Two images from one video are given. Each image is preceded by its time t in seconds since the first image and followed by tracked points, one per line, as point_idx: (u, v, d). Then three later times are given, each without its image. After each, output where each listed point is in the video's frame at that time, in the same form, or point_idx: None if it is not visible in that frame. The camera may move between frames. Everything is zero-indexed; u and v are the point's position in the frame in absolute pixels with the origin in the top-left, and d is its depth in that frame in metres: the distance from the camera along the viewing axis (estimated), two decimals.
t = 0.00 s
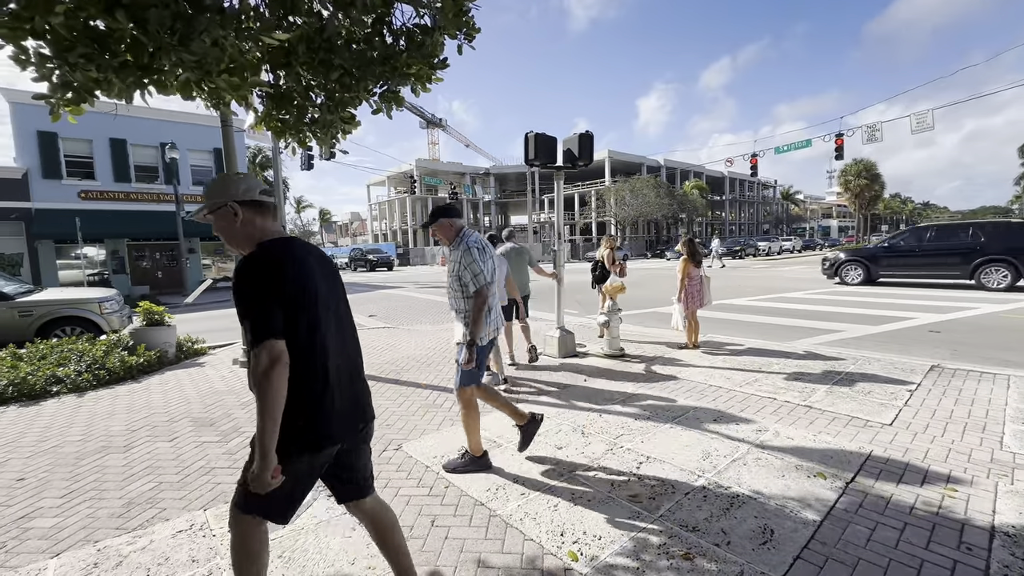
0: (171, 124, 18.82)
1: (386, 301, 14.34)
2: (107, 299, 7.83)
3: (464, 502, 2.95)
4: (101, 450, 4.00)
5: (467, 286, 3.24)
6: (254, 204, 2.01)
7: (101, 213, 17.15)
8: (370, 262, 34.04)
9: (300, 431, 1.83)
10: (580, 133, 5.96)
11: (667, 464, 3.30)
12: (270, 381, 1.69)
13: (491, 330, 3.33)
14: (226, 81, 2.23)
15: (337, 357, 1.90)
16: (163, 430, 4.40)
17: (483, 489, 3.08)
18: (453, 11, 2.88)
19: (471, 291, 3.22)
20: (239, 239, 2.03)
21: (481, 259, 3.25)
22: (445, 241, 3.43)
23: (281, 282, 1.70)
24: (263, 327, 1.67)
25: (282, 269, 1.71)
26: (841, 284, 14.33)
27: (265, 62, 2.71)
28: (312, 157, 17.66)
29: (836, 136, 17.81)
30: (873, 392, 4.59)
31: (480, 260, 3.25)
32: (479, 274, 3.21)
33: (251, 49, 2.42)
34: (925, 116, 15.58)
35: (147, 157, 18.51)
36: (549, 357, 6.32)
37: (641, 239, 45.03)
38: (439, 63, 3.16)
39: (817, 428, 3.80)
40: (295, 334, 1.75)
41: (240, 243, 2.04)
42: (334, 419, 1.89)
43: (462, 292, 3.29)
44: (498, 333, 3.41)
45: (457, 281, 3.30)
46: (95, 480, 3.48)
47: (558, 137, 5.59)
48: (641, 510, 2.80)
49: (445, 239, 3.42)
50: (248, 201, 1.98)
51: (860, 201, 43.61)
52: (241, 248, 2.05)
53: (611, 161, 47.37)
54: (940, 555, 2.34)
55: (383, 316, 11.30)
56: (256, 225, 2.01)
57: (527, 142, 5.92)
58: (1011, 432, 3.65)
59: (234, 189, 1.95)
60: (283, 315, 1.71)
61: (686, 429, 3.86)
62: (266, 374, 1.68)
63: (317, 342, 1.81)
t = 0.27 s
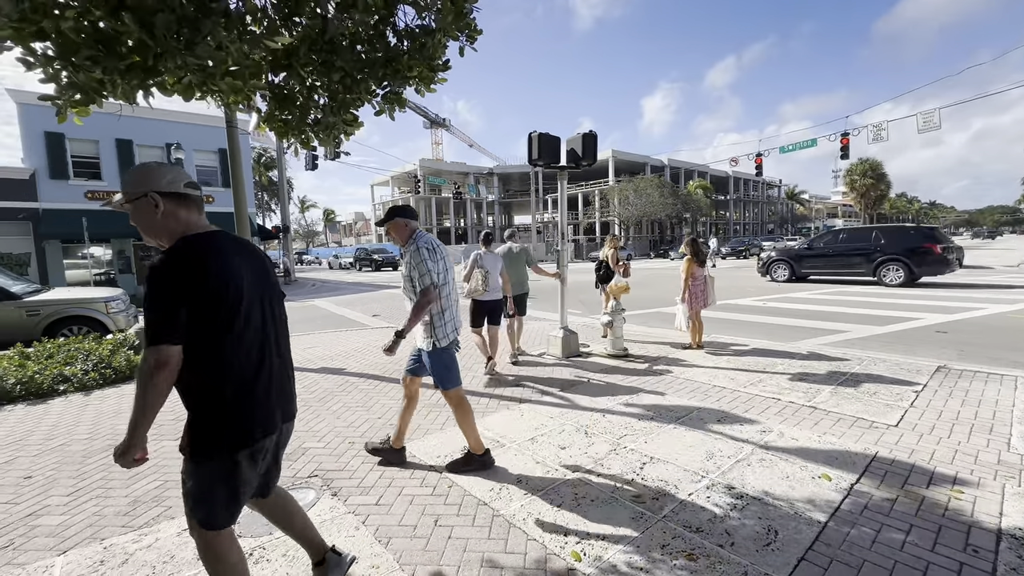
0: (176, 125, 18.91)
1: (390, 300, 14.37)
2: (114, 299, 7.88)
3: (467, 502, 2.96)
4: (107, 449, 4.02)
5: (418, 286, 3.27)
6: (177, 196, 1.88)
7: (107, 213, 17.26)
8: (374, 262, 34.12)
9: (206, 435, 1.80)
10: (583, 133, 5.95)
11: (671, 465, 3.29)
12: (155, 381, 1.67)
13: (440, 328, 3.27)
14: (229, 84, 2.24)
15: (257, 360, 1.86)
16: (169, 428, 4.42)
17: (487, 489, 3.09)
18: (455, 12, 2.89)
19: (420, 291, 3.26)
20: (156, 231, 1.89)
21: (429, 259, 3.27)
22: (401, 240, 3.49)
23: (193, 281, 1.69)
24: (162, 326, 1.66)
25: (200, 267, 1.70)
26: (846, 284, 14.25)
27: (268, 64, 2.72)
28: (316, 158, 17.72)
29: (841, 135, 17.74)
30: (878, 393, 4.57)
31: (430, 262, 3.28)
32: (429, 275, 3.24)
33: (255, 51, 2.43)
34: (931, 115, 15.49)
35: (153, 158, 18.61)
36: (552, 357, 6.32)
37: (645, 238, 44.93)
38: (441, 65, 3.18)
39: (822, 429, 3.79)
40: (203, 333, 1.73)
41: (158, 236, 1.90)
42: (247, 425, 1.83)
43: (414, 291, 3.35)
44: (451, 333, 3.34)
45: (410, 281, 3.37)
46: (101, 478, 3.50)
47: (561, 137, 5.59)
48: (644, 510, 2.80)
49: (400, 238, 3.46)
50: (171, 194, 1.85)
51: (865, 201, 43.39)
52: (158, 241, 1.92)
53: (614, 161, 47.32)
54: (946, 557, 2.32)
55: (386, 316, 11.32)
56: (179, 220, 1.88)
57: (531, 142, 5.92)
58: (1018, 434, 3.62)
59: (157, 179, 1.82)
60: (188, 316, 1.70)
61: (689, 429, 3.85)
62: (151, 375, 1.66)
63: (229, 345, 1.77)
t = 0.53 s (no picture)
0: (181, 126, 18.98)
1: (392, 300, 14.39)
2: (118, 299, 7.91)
3: (470, 502, 2.96)
4: (112, 448, 4.05)
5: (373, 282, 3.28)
6: (116, 200, 1.88)
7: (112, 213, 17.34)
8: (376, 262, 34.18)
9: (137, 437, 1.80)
10: (586, 133, 5.95)
11: (674, 466, 3.29)
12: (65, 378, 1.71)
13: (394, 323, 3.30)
14: (232, 85, 2.25)
15: (192, 364, 1.86)
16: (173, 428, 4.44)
17: (490, 489, 3.09)
18: (459, 14, 2.88)
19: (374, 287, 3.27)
20: (91, 234, 1.88)
21: (383, 258, 3.26)
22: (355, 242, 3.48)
23: (121, 284, 1.69)
24: (90, 327, 1.68)
25: (130, 272, 1.70)
26: (850, 284, 14.18)
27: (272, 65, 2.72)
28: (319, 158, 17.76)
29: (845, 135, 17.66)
30: (883, 394, 4.55)
31: (382, 254, 3.27)
32: (381, 268, 3.24)
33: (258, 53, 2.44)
34: (936, 114, 15.41)
35: (157, 158, 18.68)
36: (555, 358, 6.32)
37: (648, 238, 44.83)
38: (445, 66, 3.18)
39: (826, 430, 3.77)
40: (133, 335, 1.73)
41: (92, 239, 1.89)
42: (187, 425, 1.83)
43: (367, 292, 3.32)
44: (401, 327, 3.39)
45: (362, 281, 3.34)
46: (106, 477, 3.52)
47: (564, 138, 5.59)
48: (647, 511, 2.79)
49: (355, 238, 3.45)
50: (110, 198, 1.86)
51: (870, 200, 43.19)
52: (92, 245, 1.91)
53: (617, 161, 47.24)
54: (952, 559, 2.31)
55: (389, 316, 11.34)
56: (115, 224, 1.88)
57: (534, 142, 5.91)
58: None
59: (96, 183, 1.83)
60: (116, 318, 1.70)
61: (693, 430, 3.84)
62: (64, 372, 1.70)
63: (162, 345, 1.77)
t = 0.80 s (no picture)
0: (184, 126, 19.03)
1: (395, 300, 14.40)
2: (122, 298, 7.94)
3: (472, 503, 2.96)
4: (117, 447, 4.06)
5: (332, 282, 3.30)
6: (58, 207, 1.87)
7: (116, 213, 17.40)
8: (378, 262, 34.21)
9: (67, 438, 1.77)
10: (589, 133, 5.93)
11: (677, 466, 3.28)
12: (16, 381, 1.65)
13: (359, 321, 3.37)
14: (235, 86, 2.26)
15: (127, 363, 1.89)
16: (176, 428, 4.45)
17: (492, 490, 3.09)
18: (464, 12, 2.87)
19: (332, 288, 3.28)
20: (32, 242, 1.86)
21: (341, 259, 3.28)
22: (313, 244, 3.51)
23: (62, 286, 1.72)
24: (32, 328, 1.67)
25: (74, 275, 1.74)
26: (854, 284, 14.12)
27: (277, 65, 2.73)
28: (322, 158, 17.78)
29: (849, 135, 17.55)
30: (887, 395, 4.52)
31: (343, 254, 3.32)
32: (341, 268, 3.27)
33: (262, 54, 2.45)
34: (940, 113, 15.32)
35: (161, 158, 18.73)
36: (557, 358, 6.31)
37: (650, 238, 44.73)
38: (449, 65, 3.17)
39: (830, 431, 3.76)
40: (75, 336, 1.75)
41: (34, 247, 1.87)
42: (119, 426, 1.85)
43: (324, 292, 3.33)
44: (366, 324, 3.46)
45: (319, 281, 3.35)
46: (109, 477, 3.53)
47: (567, 138, 5.58)
48: (649, 512, 2.79)
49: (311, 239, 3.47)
50: (51, 204, 1.85)
51: (874, 200, 42.99)
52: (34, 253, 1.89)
53: (620, 161, 47.16)
54: (957, 562, 2.30)
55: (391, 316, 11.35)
56: (56, 230, 1.86)
57: (536, 142, 5.91)
58: None
59: (35, 190, 1.82)
60: (51, 318, 1.70)
61: (696, 431, 3.83)
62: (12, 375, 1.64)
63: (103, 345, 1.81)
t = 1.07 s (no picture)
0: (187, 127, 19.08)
1: (396, 300, 14.41)
2: (126, 298, 7.96)
3: (475, 503, 2.96)
4: (121, 447, 4.08)
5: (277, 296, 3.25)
6: None
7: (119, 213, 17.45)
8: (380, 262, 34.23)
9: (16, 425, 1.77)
10: (592, 133, 5.93)
11: (680, 467, 3.28)
12: None
13: (308, 333, 3.35)
14: (236, 88, 2.27)
15: (70, 350, 1.89)
16: (180, 427, 4.47)
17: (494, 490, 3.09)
18: (466, 12, 2.87)
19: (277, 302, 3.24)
20: None
21: (286, 274, 3.21)
22: (262, 251, 3.45)
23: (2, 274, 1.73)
24: None
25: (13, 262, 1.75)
26: (857, 284, 14.06)
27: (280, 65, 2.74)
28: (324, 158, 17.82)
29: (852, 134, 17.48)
30: (890, 396, 4.51)
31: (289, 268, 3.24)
32: (285, 283, 3.21)
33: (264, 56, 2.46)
34: (944, 113, 15.26)
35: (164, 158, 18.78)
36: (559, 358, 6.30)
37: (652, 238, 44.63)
38: (451, 65, 3.18)
39: (833, 432, 3.75)
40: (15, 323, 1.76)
41: None
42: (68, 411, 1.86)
43: (270, 302, 3.29)
44: (315, 334, 3.43)
45: (266, 293, 3.31)
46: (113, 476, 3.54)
47: (569, 138, 5.57)
48: (652, 513, 2.78)
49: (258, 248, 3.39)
50: None
51: (877, 200, 42.82)
52: None
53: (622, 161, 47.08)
54: (960, 563, 2.29)
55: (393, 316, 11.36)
56: None
57: (539, 142, 5.90)
58: None
59: None
60: None
61: (698, 431, 3.82)
62: None
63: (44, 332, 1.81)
